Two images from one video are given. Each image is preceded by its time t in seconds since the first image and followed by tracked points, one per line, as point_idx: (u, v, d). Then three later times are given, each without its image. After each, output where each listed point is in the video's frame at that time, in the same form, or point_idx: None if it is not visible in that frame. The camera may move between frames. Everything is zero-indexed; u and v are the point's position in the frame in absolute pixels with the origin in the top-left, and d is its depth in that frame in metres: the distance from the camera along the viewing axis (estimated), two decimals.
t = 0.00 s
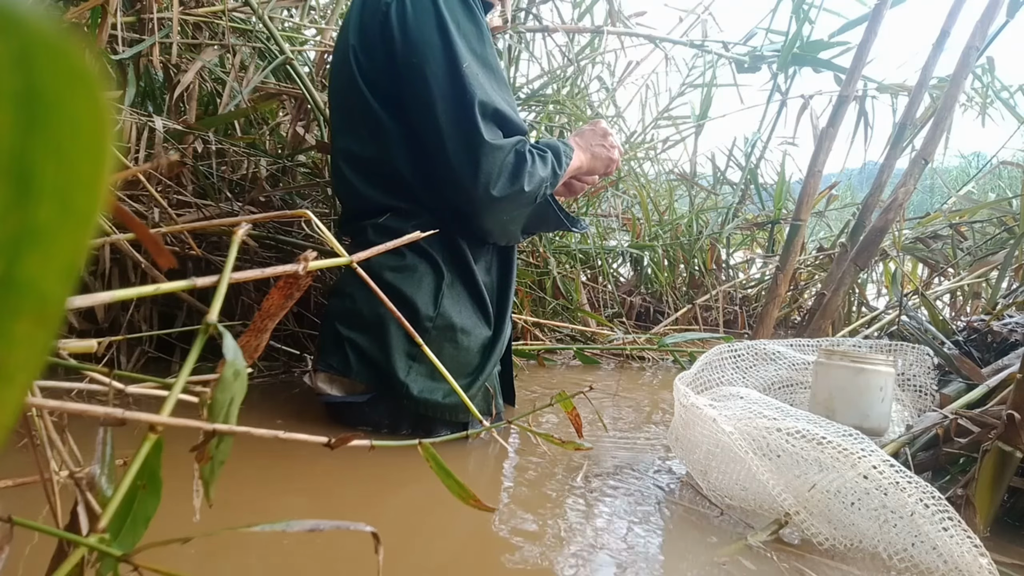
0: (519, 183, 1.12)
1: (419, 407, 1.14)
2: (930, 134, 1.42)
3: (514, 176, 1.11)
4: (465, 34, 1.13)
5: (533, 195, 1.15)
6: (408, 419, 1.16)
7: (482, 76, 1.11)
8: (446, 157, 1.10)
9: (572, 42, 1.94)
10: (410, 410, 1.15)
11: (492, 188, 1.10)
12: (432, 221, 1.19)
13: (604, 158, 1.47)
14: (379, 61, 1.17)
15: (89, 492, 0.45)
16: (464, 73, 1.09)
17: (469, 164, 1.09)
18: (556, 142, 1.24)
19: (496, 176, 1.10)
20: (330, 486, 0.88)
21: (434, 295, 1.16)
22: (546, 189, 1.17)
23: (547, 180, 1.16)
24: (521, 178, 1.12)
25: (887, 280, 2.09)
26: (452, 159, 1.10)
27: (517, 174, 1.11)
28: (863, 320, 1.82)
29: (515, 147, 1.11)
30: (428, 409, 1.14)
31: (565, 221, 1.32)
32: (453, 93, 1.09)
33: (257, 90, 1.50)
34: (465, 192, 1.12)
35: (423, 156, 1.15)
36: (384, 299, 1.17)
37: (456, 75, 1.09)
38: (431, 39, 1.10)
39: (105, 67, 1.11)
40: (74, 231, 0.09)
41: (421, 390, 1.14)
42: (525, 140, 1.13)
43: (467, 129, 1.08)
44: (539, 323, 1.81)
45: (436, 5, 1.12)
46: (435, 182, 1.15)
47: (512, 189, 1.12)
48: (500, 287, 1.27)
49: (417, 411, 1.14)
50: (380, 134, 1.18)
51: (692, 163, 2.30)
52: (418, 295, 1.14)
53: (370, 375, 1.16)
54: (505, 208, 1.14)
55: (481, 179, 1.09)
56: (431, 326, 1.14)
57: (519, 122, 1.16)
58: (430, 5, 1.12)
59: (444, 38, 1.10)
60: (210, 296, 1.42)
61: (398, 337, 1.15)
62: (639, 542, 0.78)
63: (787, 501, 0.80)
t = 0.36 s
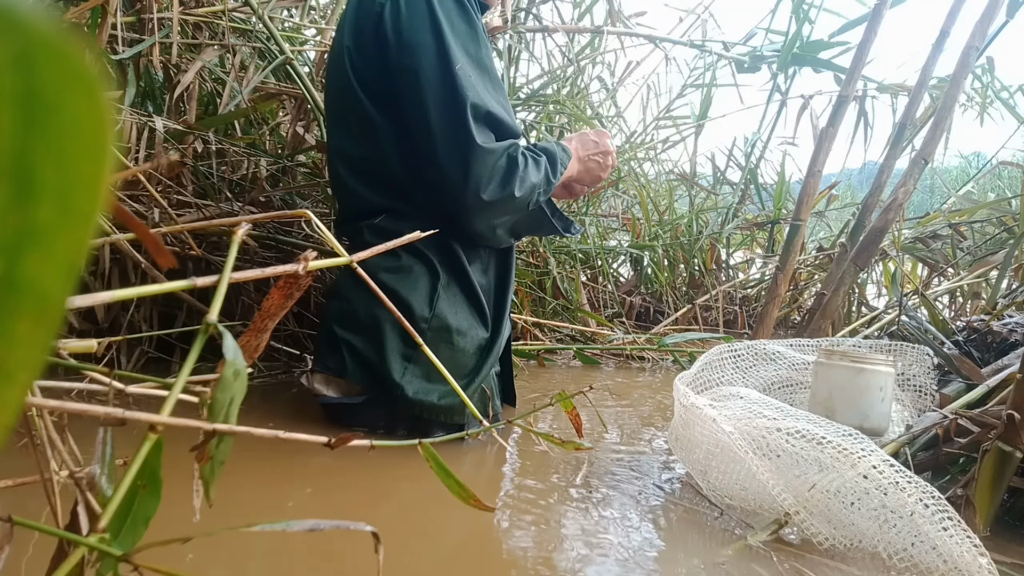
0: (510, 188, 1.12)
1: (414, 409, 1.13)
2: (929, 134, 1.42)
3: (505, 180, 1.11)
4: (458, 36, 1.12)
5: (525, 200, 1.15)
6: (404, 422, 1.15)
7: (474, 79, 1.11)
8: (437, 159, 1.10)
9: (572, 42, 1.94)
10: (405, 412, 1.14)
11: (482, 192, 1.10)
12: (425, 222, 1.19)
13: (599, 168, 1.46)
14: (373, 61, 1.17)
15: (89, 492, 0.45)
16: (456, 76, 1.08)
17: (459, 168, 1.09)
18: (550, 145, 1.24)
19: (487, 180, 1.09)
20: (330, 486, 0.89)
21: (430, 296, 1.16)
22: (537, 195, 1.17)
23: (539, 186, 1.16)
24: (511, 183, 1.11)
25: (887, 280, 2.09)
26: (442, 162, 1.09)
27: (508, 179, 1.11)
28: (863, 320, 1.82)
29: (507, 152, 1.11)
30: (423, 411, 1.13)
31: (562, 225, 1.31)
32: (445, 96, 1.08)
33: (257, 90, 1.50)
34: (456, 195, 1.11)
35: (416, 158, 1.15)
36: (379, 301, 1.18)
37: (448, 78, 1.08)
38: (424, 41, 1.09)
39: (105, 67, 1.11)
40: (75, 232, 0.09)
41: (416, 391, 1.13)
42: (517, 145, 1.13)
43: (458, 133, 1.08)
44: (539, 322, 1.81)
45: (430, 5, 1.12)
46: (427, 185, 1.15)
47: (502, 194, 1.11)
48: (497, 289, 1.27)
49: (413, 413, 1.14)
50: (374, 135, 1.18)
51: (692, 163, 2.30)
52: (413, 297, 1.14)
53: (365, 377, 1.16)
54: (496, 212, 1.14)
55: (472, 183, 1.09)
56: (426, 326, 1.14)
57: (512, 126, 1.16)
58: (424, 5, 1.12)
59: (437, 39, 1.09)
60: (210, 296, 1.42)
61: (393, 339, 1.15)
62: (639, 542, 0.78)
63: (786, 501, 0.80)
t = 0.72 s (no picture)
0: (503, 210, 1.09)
1: (410, 409, 1.13)
2: (929, 135, 1.42)
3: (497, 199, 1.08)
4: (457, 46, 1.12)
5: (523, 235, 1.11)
6: (400, 423, 1.15)
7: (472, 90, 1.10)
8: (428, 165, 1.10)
9: (572, 42, 1.95)
10: (401, 413, 1.14)
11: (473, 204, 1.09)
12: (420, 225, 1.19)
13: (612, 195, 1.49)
14: (370, 65, 1.17)
15: (89, 492, 0.45)
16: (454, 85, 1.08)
17: (451, 180, 1.09)
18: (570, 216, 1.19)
19: (478, 196, 1.08)
20: (330, 486, 0.89)
21: (424, 296, 1.16)
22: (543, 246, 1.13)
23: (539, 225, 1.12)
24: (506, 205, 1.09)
25: (886, 280, 2.09)
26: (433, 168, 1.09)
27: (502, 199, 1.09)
28: (863, 320, 1.82)
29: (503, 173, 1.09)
30: (419, 411, 1.13)
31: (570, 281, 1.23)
32: (441, 105, 1.08)
33: (257, 90, 1.50)
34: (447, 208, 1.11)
35: (409, 165, 1.14)
36: (374, 301, 1.18)
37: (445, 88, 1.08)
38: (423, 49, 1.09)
39: (105, 68, 1.11)
40: (75, 231, 0.09)
41: (410, 391, 1.13)
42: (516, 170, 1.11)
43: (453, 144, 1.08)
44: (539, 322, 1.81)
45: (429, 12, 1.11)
46: (419, 193, 1.15)
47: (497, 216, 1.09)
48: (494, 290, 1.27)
49: (408, 414, 1.14)
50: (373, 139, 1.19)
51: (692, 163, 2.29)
52: (408, 297, 1.15)
53: (360, 377, 1.16)
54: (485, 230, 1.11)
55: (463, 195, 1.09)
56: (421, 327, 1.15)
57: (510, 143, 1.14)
58: (424, 13, 1.11)
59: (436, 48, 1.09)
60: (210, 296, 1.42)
61: (388, 338, 1.15)
62: (639, 542, 0.78)
63: (786, 500, 0.80)
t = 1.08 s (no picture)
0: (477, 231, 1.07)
1: (406, 411, 1.13)
2: (929, 135, 1.42)
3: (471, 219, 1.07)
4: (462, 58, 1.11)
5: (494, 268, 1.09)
6: (396, 423, 1.16)
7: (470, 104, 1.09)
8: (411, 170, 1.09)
9: (572, 42, 1.95)
10: (397, 413, 1.14)
11: (450, 216, 1.08)
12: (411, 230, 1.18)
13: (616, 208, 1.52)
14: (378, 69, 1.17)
15: (89, 492, 0.45)
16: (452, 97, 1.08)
17: (433, 190, 1.08)
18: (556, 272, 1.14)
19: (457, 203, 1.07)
20: (331, 487, 0.89)
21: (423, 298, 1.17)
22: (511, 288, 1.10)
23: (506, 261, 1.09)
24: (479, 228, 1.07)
25: (886, 280, 2.08)
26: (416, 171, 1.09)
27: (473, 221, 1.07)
28: (863, 320, 1.82)
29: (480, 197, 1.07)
30: (415, 412, 1.13)
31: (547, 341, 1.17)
32: (437, 115, 1.08)
33: (257, 90, 1.50)
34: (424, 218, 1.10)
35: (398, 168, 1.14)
36: (373, 302, 1.18)
37: (445, 99, 1.08)
38: (426, 56, 1.09)
39: (106, 68, 1.11)
40: (74, 231, 0.09)
41: (406, 393, 1.13)
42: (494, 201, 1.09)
43: (441, 155, 1.08)
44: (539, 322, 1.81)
45: (439, 21, 1.11)
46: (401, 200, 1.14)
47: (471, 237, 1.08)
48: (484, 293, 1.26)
49: (404, 415, 1.14)
50: (374, 143, 1.19)
51: (692, 164, 2.29)
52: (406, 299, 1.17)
53: (357, 376, 1.17)
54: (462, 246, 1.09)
55: (442, 207, 1.08)
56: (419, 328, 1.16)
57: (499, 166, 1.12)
58: (433, 20, 1.11)
59: (439, 55, 1.09)
60: (210, 296, 1.42)
61: (386, 339, 1.15)
62: (639, 542, 0.78)
63: (786, 501, 0.80)
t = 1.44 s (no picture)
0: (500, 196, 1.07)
1: (406, 411, 1.13)
2: (929, 135, 1.41)
3: (490, 188, 1.07)
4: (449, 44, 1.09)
5: (532, 210, 1.12)
6: (397, 423, 1.16)
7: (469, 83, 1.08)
8: (420, 163, 1.08)
9: (572, 42, 1.95)
10: (398, 413, 1.14)
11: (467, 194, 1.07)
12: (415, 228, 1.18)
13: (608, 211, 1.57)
14: (366, 69, 1.15)
15: (89, 492, 0.45)
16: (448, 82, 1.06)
17: (445, 174, 1.07)
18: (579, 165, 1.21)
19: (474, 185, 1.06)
20: (331, 486, 0.89)
21: (424, 297, 1.17)
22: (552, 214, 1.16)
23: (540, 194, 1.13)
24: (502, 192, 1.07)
25: (886, 280, 2.08)
26: (427, 165, 1.08)
27: (494, 188, 1.07)
28: (862, 321, 1.82)
29: (497, 165, 1.07)
30: (416, 413, 1.13)
31: (585, 236, 1.27)
32: (437, 101, 1.06)
33: (257, 90, 1.50)
34: (444, 201, 1.09)
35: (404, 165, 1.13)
36: (374, 302, 1.18)
37: (439, 86, 1.06)
38: (416, 48, 1.08)
39: (105, 68, 1.11)
40: (72, 232, 0.09)
41: (407, 393, 1.13)
42: (513, 159, 1.10)
43: (446, 140, 1.06)
44: (539, 322, 1.82)
45: (422, 13, 1.09)
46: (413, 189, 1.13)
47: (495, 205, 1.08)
48: (487, 289, 1.25)
49: (406, 415, 1.14)
50: (377, 141, 1.18)
51: (691, 164, 2.29)
52: (407, 298, 1.16)
53: (358, 377, 1.17)
54: (485, 215, 1.09)
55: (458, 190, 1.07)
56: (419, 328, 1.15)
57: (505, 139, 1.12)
58: (416, 13, 1.09)
59: (424, 47, 1.08)
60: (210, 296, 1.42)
61: (387, 340, 1.15)
62: (639, 541, 0.78)
63: (786, 501, 0.80)
